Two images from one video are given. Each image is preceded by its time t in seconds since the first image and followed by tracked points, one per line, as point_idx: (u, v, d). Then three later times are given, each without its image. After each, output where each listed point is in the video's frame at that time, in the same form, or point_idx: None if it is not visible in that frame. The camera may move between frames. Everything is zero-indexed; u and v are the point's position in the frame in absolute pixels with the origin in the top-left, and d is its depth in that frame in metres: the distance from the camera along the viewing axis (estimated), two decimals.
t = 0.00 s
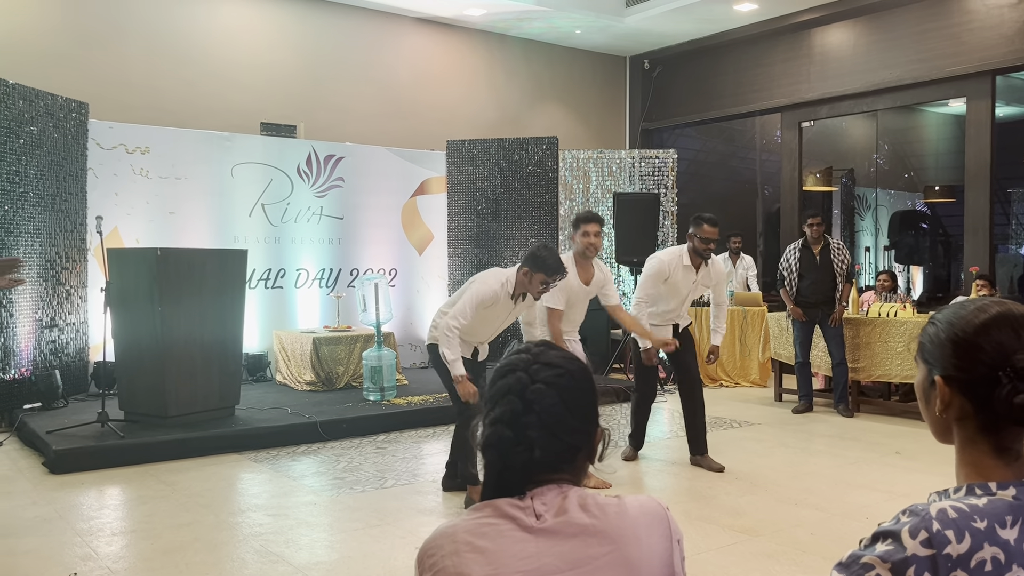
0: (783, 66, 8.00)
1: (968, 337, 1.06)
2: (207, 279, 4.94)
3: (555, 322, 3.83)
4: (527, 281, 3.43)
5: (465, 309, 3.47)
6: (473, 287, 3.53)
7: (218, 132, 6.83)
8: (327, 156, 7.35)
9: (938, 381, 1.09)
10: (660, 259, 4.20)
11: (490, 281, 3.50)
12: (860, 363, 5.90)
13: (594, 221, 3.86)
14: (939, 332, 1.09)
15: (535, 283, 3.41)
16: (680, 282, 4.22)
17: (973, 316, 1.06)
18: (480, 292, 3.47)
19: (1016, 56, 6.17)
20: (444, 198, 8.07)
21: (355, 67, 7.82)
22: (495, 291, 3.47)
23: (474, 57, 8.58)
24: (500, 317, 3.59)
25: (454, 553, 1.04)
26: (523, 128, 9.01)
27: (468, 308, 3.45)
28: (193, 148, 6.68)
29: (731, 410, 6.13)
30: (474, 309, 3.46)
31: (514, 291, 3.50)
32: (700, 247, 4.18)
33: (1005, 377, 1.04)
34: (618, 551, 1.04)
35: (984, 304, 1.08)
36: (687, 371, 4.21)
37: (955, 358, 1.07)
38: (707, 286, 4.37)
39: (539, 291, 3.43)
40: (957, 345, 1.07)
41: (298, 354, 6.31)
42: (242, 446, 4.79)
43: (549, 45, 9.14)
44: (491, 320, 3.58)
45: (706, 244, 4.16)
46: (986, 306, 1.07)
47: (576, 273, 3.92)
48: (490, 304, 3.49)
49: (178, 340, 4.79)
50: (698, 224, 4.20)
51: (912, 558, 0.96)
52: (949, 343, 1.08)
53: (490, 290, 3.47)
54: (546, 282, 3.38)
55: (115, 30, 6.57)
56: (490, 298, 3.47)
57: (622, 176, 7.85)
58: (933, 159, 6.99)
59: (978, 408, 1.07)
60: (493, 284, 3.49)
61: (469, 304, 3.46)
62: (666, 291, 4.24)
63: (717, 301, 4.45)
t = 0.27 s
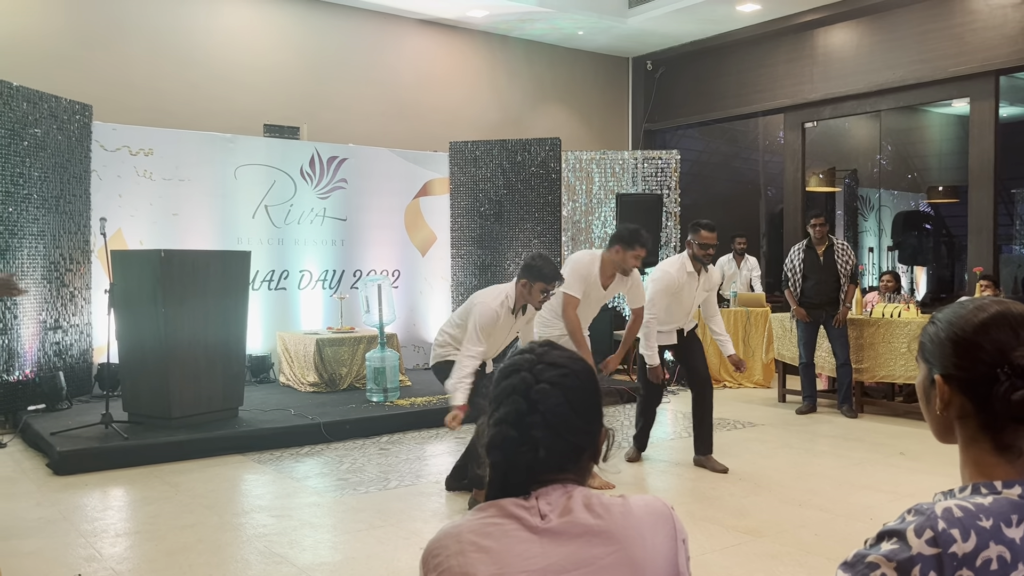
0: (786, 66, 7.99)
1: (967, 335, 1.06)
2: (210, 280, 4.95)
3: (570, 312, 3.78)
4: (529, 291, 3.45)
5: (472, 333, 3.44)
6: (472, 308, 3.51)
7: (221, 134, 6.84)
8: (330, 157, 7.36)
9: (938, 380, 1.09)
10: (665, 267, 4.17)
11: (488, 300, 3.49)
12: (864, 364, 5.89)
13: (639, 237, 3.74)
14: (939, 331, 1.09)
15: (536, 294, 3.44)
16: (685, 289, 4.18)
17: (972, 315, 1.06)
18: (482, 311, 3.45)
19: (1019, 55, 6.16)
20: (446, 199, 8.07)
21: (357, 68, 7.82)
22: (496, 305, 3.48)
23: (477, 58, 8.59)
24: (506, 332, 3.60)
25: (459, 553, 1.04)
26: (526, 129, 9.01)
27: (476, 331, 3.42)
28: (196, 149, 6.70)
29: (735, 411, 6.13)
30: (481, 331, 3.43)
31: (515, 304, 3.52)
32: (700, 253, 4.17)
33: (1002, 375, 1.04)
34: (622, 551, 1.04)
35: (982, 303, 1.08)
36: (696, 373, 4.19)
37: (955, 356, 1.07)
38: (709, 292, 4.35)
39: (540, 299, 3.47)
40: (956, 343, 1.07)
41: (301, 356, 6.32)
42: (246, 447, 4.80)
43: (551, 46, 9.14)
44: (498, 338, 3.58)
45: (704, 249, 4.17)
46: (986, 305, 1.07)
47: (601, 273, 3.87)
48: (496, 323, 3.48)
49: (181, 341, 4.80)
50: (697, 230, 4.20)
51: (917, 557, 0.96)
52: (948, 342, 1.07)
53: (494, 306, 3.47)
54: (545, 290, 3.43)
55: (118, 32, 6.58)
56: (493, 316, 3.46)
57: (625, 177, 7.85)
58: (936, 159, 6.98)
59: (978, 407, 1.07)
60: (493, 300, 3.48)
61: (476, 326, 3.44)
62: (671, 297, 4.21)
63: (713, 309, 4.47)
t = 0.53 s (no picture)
0: (790, 66, 7.98)
1: (972, 332, 1.05)
2: (214, 280, 4.95)
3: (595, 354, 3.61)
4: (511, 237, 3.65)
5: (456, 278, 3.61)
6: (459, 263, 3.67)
7: (225, 135, 6.85)
8: (334, 158, 7.37)
9: (943, 378, 1.09)
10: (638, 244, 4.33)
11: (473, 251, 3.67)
12: (869, 364, 5.88)
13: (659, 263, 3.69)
14: (943, 329, 1.09)
15: (514, 238, 3.63)
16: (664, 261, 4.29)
17: (977, 313, 1.06)
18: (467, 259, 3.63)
19: None
20: (450, 199, 8.07)
21: (361, 69, 7.83)
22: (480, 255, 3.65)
23: (480, 58, 8.59)
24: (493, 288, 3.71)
25: (464, 550, 1.04)
26: (530, 129, 9.01)
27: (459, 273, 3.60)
28: (200, 150, 6.71)
29: (738, 411, 6.12)
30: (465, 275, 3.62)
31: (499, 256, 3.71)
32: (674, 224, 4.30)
33: (1008, 371, 1.03)
34: (628, 550, 1.04)
35: (986, 301, 1.08)
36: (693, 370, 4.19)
37: (960, 353, 1.06)
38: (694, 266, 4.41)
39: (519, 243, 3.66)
40: (960, 341, 1.06)
41: (305, 356, 6.32)
42: (250, 447, 4.80)
43: (555, 47, 9.14)
44: (484, 295, 3.69)
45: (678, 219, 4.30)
46: (990, 303, 1.07)
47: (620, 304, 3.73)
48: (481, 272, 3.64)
49: (186, 341, 4.80)
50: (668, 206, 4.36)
51: (924, 555, 0.95)
52: (952, 340, 1.07)
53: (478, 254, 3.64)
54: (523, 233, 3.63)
55: (122, 33, 6.60)
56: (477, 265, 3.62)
57: (629, 177, 7.84)
58: (941, 159, 6.96)
59: (983, 404, 1.06)
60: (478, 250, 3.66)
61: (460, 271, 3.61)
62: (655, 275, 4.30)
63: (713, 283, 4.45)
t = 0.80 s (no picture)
0: (794, 66, 7.97)
1: (980, 333, 1.05)
2: (218, 281, 4.96)
3: (584, 321, 3.62)
4: (488, 235, 3.72)
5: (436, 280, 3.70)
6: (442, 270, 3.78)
7: (229, 135, 6.86)
8: (337, 158, 7.37)
9: (949, 379, 1.08)
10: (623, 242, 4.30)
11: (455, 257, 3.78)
12: (873, 364, 5.87)
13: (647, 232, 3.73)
14: (949, 330, 1.08)
15: (492, 235, 3.71)
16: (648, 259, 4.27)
17: (985, 313, 1.06)
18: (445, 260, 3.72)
19: None
20: (453, 200, 8.07)
21: (364, 69, 7.83)
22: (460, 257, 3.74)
23: (484, 59, 8.59)
24: (478, 289, 3.76)
25: (469, 552, 1.03)
26: (534, 129, 9.01)
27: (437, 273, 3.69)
28: (204, 151, 6.71)
29: (743, 412, 6.11)
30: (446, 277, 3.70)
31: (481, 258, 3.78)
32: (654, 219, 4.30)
33: (1016, 372, 1.03)
34: (632, 551, 1.04)
35: (993, 301, 1.07)
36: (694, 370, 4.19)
37: (967, 354, 1.06)
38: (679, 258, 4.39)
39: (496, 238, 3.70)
40: (968, 341, 1.06)
41: (309, 357, 6.33)
42: (253, 448, 4.80)
43: (558, 47, 9.14)
44: (470, 295, 3.74)
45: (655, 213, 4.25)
46: (997, 303, 1.07)
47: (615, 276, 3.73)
48: (462, 273, 3.73)
49: (190, 342, 4.81)
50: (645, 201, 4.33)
51: (929, 557, 0.95)
52: (960, 340, 1.06)
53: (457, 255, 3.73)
54: (499, 229, 3.71)
55: (126, 34, 6.61)
56: (457, 266, 3.72)
57: (633, 177, 7.83)
58: (945, 158, 6.95)
59: (990, 405, 1.06)
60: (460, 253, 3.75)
61: (441, 273, 3.70)
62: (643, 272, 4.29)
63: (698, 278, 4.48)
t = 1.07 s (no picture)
0: (798, 65, 7.95)
1: (993, 333, 1.04)
2: (222, 280, 4.96)
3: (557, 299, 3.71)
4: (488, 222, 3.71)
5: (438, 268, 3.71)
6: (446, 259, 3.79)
7: (233, 135, 6.87)
8: (341, 158, 7.37)
9: (961, 378, 1.07)
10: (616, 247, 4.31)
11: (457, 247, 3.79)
12: (878, 364, 5.86)
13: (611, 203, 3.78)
14: (962, 328, 1.07)
15: (491, 222, 3.69)
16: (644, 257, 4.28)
17: (999, 312, 1.05)
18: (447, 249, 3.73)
19: None
20: (457, 199, 8.07)
21: (368, 69, 7.83)
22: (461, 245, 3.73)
23: (487, 58, 8.59)
24: (480, 278, 3.75)
25: (474, 552, 1.03)
26: (537, 129, 9.00)
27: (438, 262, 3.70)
28: (208, 151, 6.72)
29: (747, 412, 6.10)
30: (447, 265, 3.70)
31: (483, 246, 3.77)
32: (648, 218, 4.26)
33: None
34: (637, 551, 1.03)
35: (1009, 301, 1.06)
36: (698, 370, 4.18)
37: (978, 354, 1.05)
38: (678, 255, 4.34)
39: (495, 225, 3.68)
40: (980, 341, 1.05)
41: (313, 356, 6.33)
42: (257, 448, 4.81)
43: (562, 46, 9.13)
44: (472, 284, 3.74)
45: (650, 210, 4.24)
46: (1012, 303, 1.06)
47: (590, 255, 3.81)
48: (463, 261, 3.73)
49: (193, 341, 4.81)
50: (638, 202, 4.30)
51: (936, 558, 0.94)
52: (973, 340, 1.05)
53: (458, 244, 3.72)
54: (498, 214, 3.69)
55: (130, 34, 6.62)
56: (458, 255, 3.72)
57: (636, 176, 7.82)
58: (950, 158, 6.93)
59: (1000, 406, 1.05)
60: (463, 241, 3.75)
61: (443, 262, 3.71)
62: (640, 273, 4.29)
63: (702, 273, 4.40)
